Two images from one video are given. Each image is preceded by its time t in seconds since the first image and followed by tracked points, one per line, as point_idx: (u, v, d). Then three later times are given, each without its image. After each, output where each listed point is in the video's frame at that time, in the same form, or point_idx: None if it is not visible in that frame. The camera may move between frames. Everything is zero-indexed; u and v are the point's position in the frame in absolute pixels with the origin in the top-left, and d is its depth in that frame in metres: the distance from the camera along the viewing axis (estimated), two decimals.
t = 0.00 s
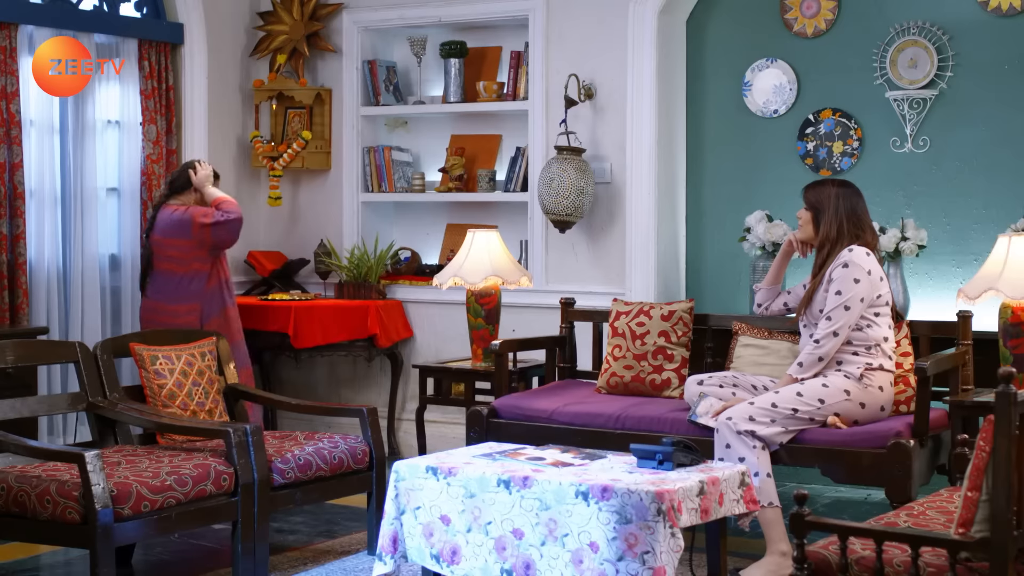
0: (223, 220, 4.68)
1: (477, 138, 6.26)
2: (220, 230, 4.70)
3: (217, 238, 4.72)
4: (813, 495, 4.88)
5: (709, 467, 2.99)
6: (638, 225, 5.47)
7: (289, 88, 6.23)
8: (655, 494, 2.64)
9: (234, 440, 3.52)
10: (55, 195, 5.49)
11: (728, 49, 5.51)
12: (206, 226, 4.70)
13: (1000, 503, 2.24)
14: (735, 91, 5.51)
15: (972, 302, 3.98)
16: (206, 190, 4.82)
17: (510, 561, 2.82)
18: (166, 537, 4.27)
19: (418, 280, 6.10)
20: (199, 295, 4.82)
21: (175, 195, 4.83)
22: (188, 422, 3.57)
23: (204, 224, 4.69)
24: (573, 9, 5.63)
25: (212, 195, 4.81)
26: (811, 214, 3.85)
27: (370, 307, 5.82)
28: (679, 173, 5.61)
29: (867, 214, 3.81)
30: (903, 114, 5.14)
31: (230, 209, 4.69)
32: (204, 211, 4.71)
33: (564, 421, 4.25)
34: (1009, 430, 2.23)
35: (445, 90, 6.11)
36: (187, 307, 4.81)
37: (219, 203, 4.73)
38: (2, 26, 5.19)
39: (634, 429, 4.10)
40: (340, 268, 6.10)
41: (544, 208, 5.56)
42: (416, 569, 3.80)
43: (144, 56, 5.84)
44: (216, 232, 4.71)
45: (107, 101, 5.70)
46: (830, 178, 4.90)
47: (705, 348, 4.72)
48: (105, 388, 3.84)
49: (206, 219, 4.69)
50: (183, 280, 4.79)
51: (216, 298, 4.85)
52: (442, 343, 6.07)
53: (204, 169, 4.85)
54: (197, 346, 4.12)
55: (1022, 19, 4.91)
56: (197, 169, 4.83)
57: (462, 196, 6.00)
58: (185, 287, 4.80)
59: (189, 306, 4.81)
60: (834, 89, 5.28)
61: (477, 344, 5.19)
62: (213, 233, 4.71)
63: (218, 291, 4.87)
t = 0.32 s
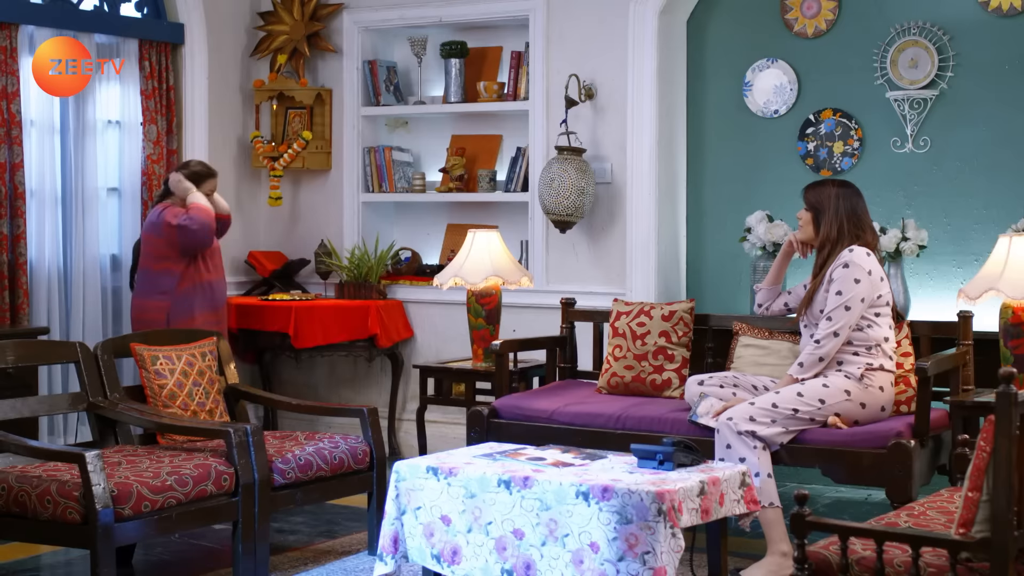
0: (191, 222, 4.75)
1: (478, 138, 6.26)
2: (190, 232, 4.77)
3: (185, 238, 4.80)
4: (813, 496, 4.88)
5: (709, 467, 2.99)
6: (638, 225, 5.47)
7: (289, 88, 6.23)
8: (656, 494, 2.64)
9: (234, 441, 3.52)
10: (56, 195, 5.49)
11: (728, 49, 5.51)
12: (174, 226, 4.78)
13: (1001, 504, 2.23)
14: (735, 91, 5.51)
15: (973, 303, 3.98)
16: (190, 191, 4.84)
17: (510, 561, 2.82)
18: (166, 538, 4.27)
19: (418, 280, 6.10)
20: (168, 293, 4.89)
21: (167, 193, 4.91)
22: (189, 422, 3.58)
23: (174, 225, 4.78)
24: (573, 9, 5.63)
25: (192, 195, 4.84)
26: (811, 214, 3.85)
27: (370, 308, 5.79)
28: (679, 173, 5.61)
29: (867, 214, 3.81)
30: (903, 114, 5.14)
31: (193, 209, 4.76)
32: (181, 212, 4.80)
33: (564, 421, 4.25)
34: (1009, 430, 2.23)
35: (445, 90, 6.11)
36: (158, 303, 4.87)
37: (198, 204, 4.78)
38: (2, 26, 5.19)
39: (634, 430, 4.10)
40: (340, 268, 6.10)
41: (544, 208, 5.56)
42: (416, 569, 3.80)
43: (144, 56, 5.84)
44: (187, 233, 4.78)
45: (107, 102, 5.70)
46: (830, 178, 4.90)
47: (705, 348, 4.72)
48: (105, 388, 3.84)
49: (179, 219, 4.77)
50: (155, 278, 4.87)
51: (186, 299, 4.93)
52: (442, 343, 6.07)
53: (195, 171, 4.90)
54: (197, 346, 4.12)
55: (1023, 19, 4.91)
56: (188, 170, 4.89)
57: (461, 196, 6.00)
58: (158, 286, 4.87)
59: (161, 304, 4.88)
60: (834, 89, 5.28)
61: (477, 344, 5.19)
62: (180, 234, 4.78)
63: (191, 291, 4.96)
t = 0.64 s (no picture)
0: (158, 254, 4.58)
1: (479, 138, 6.26)
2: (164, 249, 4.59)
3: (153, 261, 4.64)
4: (815, 496, 4.88)
5: (711, 467, 2.99)
6: (640, 226, 5.47)
7: (291, 88, 6.23)
8: (658, 495, 2.64)
9: (236, 441, 3.53)
10: (58, 196, 5.50)
11: (730, 50, 5.51)
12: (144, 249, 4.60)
13: (1003, 504, 2.23)
14: (737, 91, 5.50)
15: (975, 303, 3.97)
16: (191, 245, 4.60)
17: (512, 562, 2.82)
18: (167, 538, 4.27)
19: (420, 281, 6.10)
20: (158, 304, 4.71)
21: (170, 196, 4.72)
22: (191, 423, 3.58)
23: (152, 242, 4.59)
24: (575, 9, 5.63)
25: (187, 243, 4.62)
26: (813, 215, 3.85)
27: (372, 308, 5.80)
28: (681, 173, 5.61)
29: (869, 215, 3.80)
30: (905, 115, 5.13)
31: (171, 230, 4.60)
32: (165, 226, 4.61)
33: (566, 422, 4.25)
34: (1011, 431, 2.23)
35: (447, 90, 6.11)
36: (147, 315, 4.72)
37: (170, 249, 4.58)
38: (3, 27, 5.20)
39: (636, 430, 4.10)
40: (342, 269, 6.10)
41: (545, 209, 5.56)
42: (417, 569, 3.80)
43: (146, 57, 5.84)
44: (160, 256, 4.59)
45: (109, 102, 5.70)
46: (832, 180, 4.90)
47: (707, 348, 4.72)
48: (107, 389, 3.85)
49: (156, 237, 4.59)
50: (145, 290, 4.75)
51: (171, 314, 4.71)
52: (444, 344, 6.07)
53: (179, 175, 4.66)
54: (199, 347, 4.12)
55: None
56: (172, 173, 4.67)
57: (463, 197, 6.00)
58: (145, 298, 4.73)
59: (153, 309, 4.69)
60: (835, 90, 5.28)
61: (479, 345, 5.18)
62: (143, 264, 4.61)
63: (183, 303, 4.72)
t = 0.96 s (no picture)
0: (144, 293, 4.59)
1: (478, 138, 6.26)
2: (159, 249, 4.59)
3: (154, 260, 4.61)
4: (814, 496, 4.88)
5: (710, 467, 2.99)
6: (638, 226, 5.47)
7: (290, 88, 6.22)
8: (657, 495, 2.64)
9: (235, 441, 3.52)
10: (56, 196, 5.49)
11: (729, 49, 5.51)
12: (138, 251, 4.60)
13: (1003, 504, 2.22)
14: (736, 91, 5.50)
15: (975, 303, 3.97)
16: (166, 317, 4.61)
17: (511, 562, 2.82)
18: (166, 539, 4.27)
19: (418, 281, 6.10)
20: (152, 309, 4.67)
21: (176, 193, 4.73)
22: (189, 423, 3.57)
23: (149, 241, 4.58)
24: (574, 9, 5.63)
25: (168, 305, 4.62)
26: (814, 214, 3.84)
27: (370, 308, 5.79)
28: (680, 172, 5.61)
29: (870, 215, 3.80)
30: (904, 115, 5.13)
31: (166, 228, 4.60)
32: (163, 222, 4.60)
33: (564, 422, 4.25)
34: (1011, 431, 2.23)
35: (446, 90, 6.10)
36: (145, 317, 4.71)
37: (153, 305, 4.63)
38: (2, 26, 5.20)
39: (636, 430, 4.09)
40: (340, 268, 6.09)
41: (544, 208, 5.55)
42: (416, 569, 3.80)
43: (145, 57, 5.84)
44: (152, 263, 4.59)
45: (108, 102, 5.70)
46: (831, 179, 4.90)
47: (706, 348, 4.72)
48: (105, 388, 3.84)
49: (153, 235, 4.59)
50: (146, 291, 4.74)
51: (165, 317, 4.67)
52: (443, 344, 6.07)
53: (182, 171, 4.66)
54: (197, 347, 4.11)
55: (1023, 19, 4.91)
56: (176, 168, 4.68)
57: (462, 197, 6.00)
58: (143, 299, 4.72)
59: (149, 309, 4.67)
60: (835, 90, 5.27)
61: (478, 344, 5.18)
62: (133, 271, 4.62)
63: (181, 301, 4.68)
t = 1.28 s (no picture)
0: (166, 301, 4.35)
1: (478, 138, 6.25)
2: (175, 254, 4.35)
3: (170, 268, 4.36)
4: (813, 496, 4.88)
5: (709, 467, 2.99)
6: (637, 226, 5.47)
7: (289, 88, 6.21)
8: (657, 496, 2.63)
9: (234, 441, 3.51)
10: (56, 196, 5.49)
11: (728, 49, 5.50)
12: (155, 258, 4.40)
13: (1003, 505, 2.22)
14: (735, 91, 5.50)
15: (974, 303, 3.96)
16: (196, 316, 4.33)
17: (510, 562, 2.81)
18: (165, 539, 4.27)
19: (418, 281, 6.10)
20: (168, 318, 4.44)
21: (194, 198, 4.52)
22: (188, 423, 3.57)
23: (164, 247, 4.36)
24: (573, 9, 5.63)
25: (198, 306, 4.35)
26: (814, 213, 3.83)
27: (369, 308, 5.79)
28: (679, 172, 5.61)
29: (870, 215, 3.80)
30: (904, 115, 5.13)
31: (179, 233, 4.37)
32: (176, 227, 4.37)
33: (564, 422, 4.25)
34: (1012, 431, 2.22)
35: (445, 90, 6.10)
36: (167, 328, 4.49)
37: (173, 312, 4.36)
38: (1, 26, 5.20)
39: (635, 430, 4.09)
40: (340, 268, 6.09)
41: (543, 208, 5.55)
42: (415, 569, 3.80)
43: (144, 56, 5.83)
44: (169, 270, 4.35)
45: (107, 101, 5.69)
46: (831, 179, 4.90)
47: (705, 348, 4.72)
48: (105, 389, 3.84)
49: (168, 241, 4.36)
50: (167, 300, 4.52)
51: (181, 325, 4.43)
52: (442, 344, 6.06)
53: (198, 174, 4.45)
54: (196, 347, 4.10)
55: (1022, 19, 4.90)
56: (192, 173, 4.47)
57: (462, 197, 5.99)
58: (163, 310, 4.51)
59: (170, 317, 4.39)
60: (834, 90, 5.27)
61: (478, 344, 5.17)
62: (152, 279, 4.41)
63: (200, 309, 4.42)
